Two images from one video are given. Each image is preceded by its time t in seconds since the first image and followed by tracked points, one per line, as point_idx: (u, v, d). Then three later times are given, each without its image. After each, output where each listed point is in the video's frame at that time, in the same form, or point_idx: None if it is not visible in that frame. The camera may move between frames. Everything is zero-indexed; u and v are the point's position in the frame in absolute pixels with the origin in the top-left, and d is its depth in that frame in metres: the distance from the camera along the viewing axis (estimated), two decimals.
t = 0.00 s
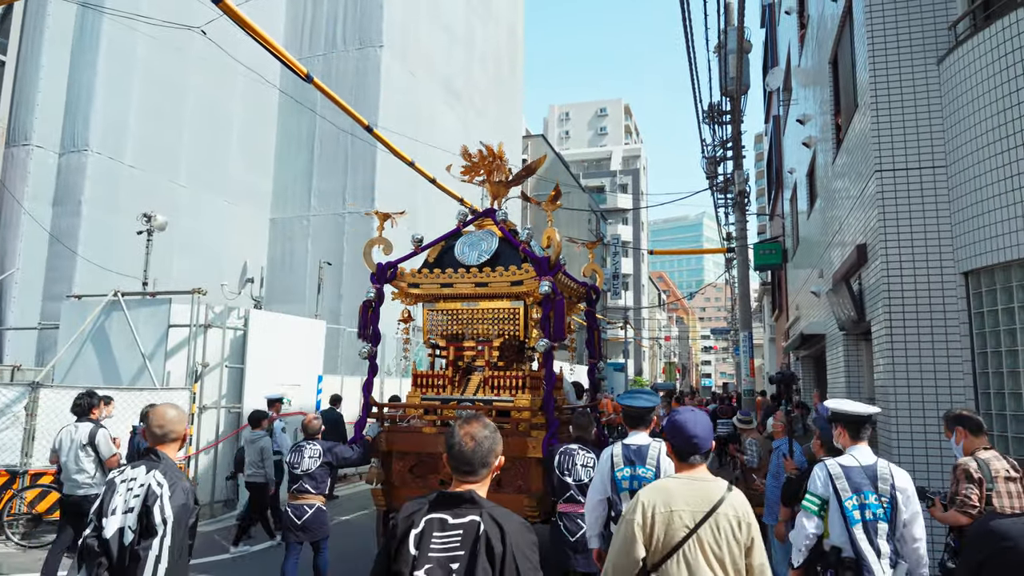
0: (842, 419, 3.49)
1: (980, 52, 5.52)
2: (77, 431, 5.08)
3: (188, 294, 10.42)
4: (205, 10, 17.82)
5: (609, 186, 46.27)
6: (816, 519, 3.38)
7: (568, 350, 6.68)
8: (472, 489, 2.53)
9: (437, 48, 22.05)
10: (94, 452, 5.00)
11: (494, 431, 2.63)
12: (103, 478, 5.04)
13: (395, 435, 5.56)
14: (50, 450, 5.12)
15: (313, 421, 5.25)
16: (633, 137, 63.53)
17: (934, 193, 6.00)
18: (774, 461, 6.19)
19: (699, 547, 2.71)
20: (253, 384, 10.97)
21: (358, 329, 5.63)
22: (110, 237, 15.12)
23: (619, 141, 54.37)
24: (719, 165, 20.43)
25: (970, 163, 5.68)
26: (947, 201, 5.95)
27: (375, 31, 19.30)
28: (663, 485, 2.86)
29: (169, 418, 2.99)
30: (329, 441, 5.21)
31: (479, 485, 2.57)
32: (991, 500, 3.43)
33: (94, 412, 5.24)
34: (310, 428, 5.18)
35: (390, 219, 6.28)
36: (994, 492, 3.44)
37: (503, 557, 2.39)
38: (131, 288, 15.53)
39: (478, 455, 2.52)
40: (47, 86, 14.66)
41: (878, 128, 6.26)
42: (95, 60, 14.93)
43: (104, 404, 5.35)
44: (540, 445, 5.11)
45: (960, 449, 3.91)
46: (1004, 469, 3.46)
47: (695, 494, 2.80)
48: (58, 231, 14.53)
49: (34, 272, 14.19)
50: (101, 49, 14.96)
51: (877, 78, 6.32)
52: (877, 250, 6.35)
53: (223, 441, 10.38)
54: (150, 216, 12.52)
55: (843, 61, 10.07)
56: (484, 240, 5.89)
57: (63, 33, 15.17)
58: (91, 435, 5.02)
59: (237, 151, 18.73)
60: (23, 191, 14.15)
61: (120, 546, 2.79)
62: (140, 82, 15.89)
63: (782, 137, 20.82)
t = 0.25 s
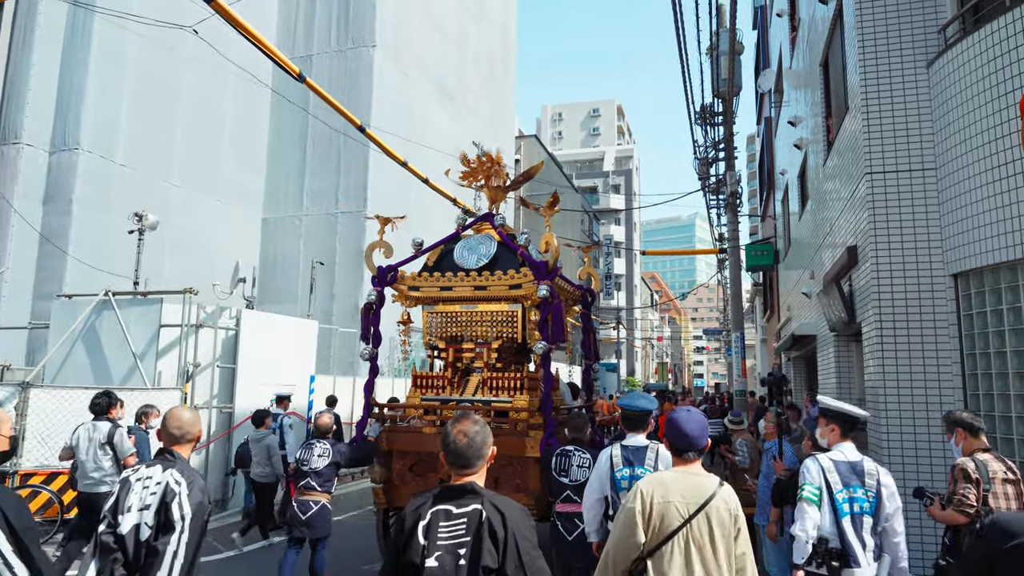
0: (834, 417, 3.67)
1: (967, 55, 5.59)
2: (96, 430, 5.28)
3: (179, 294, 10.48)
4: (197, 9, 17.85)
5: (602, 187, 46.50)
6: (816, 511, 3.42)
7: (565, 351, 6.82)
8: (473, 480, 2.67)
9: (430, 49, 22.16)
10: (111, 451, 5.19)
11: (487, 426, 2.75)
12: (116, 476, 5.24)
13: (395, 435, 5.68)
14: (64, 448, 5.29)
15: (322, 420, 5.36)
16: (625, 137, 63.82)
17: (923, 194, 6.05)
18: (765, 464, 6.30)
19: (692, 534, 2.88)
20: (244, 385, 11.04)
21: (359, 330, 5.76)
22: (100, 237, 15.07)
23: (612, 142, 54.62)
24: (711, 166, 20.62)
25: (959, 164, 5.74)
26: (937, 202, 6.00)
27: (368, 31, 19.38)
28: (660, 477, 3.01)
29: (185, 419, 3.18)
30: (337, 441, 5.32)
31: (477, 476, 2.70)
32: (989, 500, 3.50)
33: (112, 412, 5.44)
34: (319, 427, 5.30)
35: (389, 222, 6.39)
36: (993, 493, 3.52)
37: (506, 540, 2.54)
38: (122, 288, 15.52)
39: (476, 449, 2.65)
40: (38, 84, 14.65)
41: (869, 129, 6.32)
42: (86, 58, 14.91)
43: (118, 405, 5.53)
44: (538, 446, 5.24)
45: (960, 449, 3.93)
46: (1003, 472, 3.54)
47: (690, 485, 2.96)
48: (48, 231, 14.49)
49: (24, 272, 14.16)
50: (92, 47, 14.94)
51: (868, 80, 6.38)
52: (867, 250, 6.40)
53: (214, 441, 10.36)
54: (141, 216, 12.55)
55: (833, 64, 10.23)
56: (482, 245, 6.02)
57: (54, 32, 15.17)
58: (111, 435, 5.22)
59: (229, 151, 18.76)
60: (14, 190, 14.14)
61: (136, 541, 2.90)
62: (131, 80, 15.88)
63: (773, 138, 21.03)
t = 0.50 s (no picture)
0: (803, 420, 3.80)
1: (962, 61, 5.72)
2: (110, 429, 5.41)
3: (174, 294, 10.55)
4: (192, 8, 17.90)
5: (597, 187, 46.70)
6: (793, 513, 3.53)
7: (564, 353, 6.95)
8: (481, 474, 2.80)
9: (426, 49, 22.26)
10: (124, 450, 5.34)
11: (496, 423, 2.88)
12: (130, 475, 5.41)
13: (398, 434, 5.80)
14: (79, 445, 5.43)
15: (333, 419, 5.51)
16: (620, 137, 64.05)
17: (916, 197, 6.18)
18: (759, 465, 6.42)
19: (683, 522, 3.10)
20: (240, 385, 11.14)
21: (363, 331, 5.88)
22: (94, 236, 15.08)
23: (608, 142, 54.84)
24: (706, 167, 20.78)
25: (953, 170, 5.87)
26: (930, 206, 6.13)
27: (363, 31, 19.45)
28: (653, 470, 3.21)
29: (207, 421, 3.30)
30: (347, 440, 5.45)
31: (486, 471, 2.85)
32: (992, 500, 3.56)
33: (126, 410, 5.58)
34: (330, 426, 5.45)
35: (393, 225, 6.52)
36: (995, 493, 3.58)
37: (511, 528, 2.67)
38: (115, 287, 15.56)
39: (485, 446, 2.79)
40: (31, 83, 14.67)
41: (864, 133, 6.44)
42: (80, 58, 14.91)
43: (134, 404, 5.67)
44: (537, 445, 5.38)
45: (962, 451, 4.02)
46: (1002, 472, 3.63)
47: (680, 477, 3.18)
48: (40, 230, 14.49)
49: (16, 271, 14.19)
50: (86, 46, 14.94)
51: (862, 85, 6.51)
52: (861, 253, 6.52)
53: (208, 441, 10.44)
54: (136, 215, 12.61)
55: (827, 66, 10.37)
56: (484, 248, 6.15)
57: (48, 31, 15.19)
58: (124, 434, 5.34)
59: (224, 151, 18.82)
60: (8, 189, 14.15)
61: (163, 540, 3.05)
62: (126, 79, 15.89)
63: (768, 139, 21.19)
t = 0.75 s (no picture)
0: (763, 419, 3.92)
1: (957, 65, 5.85)
2: (120, 430, 5.52)
3: (168, 293, 10.60)
4: (187, 7, 17.90)
5: (593, 187, 46.84)
6: (754, 517, 3.67)
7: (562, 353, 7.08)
8: (504, 475, 3.05)
9: (422, 49, 22.34)
10: (134, 451, 5.45)
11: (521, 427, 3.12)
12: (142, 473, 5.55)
13: (402, 434, 5.88)
14: (91, 448, 5.53)
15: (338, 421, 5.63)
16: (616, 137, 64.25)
17: (912, 197, 6.32)
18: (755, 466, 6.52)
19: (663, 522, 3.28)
20: (234, 385, 11.23)
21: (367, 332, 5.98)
22: (89, 235, 15.06)
23: (603, 142, 54.99)
24: (702, 167, 20.92)
25: (947, 171, 6.00)
26: (924, 205, 6.27)
27: (360, 31, 19.49)
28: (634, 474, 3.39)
29: (231, 418, 3.44)
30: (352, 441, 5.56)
31: (510, 472, 3.10)
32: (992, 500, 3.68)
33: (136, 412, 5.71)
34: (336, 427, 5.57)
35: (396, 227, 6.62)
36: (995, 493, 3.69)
37: (534, 526, 2.94)
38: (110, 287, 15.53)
39: (509, 450, 3.04)
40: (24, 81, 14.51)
41: (860, 133, 6.57)
42: (74, 57, 14.82)
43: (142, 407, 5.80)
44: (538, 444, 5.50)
45: (960, 450, 4.15)
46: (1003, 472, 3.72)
47: (659, 480, 3.36)
48: (35, 228, 14.45)
49: (11, 270, 14.16)
50: (80, 45, 14.84)
51: (859, 85, 6.63)
52: (857, 252, 6.65)
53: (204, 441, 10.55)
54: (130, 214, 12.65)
55: (823, 68, 10.47)
56: (486, 251, 6.27)
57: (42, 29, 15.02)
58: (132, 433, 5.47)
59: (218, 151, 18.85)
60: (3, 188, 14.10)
61: (190, 531, 3.21)
62: (120, 77, 15.84)
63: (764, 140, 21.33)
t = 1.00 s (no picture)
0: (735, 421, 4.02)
1: (951, 68, 5.98)
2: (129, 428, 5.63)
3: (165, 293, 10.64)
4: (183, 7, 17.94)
5: (589, 187, 46.98)
6: (723, 518, 3.79)
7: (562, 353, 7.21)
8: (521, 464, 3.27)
9: (419, 50, 22.45)
10: (143, 447, 5.56)
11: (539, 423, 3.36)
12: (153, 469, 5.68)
13: (404, 433, 5.99)
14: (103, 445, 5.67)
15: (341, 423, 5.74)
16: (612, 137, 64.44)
17: (906, 198, 6.45)
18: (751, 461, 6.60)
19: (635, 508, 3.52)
20: (231, 385, 11.32)
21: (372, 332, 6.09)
22: (86, 234, 15.10)
23: (600, 142, 55.17)
24: (698, 167, 21.08)
25: (941, 172, 6.14)
26: (918, 207, 6.41)
27: (356, 31, 19.58)
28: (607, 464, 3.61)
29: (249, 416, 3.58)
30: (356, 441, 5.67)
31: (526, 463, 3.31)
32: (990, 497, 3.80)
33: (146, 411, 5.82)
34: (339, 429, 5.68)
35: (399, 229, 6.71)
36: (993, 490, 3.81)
37: (550, 513, 3.12)
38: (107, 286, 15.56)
39: (526, 442, 3.26)
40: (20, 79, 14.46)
41: (856, 134, 6.69)
42: (70, 57, 14.83)
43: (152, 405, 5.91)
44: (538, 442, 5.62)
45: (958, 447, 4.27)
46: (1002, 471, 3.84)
47: (629, 470, 3.59)
48: (31, 227, 14.47)
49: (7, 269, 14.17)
50: (76, 44, 14.86)
51: (854, 87, 6.74)
52: (852, 252, 6.77)
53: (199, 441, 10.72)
54: (126, 214, 12.69)
55: (818, 68, 10.60)
56: (487, 253, 6.39)
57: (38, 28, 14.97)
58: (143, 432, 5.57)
59: (214, 150, 18.91)
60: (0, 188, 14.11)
61: (205, 525, 3.33)
62: (115, 76, 15.89)
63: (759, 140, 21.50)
